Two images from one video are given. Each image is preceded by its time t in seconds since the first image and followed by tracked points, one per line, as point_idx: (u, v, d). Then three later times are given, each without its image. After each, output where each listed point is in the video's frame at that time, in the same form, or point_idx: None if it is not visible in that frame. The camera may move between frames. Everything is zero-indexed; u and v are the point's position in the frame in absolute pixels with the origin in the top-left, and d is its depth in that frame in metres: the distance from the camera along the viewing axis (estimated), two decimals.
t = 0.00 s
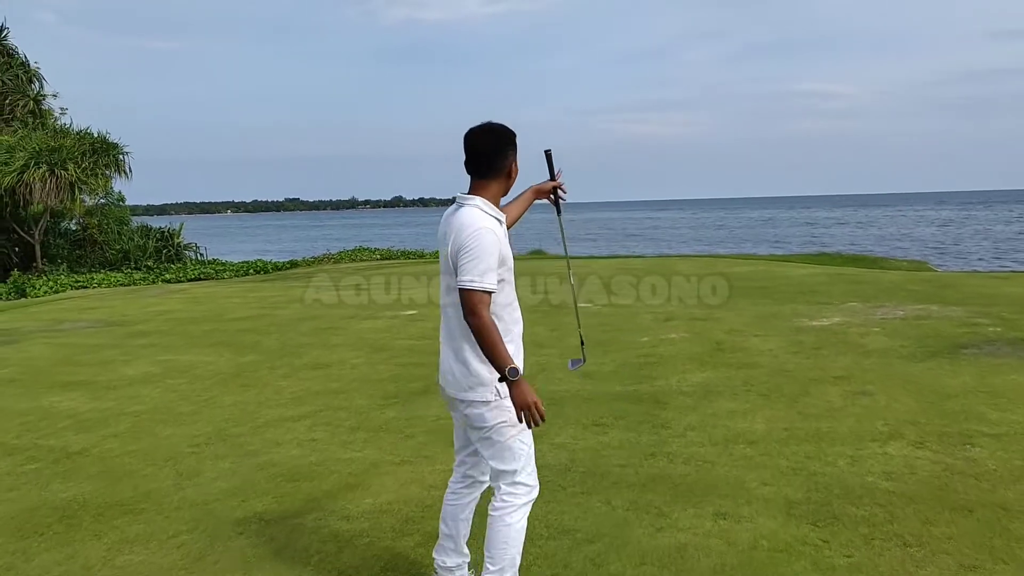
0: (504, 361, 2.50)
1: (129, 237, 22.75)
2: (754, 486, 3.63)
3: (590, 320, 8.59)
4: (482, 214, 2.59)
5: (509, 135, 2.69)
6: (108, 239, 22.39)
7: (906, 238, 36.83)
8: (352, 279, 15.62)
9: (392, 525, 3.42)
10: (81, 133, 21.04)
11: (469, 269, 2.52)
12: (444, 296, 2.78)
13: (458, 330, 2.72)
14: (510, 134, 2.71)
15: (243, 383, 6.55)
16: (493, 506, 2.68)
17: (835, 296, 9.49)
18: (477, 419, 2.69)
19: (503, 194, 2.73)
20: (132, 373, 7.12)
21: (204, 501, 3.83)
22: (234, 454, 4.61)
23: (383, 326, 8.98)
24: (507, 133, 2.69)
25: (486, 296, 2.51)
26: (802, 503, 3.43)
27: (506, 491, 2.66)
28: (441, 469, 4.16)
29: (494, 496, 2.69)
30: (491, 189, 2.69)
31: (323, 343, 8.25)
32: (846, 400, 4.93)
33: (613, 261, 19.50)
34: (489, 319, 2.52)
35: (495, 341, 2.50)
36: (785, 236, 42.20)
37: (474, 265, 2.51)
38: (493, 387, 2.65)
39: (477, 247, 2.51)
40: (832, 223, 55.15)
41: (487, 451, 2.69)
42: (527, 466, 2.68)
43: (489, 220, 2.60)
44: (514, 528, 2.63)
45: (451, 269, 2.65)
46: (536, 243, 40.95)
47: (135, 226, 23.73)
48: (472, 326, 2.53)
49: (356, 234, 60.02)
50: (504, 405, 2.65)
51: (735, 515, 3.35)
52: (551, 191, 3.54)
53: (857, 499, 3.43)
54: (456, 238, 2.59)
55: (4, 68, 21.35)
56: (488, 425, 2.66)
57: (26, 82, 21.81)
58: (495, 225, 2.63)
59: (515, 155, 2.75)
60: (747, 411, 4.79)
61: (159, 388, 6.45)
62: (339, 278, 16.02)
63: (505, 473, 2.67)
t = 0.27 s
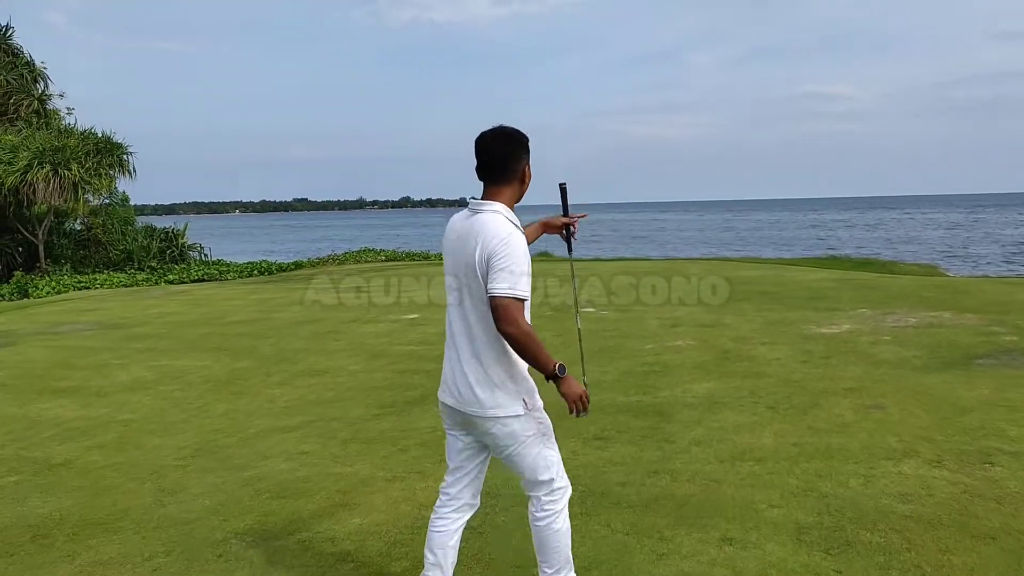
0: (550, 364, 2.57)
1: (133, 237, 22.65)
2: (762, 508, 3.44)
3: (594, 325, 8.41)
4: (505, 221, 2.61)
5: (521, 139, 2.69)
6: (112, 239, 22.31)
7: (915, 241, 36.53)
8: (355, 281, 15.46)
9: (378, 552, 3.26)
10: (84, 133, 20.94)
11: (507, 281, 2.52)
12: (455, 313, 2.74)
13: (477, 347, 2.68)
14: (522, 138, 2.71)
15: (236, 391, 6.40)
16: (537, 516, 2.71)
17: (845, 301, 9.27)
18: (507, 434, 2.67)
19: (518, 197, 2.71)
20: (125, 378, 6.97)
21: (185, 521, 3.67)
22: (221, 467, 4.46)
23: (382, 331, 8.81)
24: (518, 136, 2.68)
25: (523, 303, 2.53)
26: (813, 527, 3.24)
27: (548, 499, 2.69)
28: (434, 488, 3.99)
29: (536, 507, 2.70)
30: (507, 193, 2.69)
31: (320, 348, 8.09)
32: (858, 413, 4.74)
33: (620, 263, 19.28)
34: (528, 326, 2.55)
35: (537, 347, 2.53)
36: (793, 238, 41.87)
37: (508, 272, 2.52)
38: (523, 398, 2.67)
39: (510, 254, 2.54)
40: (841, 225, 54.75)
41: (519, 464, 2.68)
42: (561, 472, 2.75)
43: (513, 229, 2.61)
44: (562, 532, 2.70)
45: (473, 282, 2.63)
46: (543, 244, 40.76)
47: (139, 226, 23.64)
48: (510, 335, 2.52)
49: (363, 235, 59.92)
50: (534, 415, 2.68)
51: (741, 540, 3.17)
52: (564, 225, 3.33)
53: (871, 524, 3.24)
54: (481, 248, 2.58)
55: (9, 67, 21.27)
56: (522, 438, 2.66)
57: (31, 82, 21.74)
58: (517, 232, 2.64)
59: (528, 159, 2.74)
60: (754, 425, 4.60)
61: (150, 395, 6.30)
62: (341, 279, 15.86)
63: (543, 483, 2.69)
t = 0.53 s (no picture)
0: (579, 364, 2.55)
1: (111, 240, 22.28)
2: (748, 526, 3.27)
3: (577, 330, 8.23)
4: (529, 231, 2.47)
5: (545, 141, 2.53)
6: (90, 242, 21.94)
7: (900, 243, 36.62)
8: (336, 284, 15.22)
9: None
10: (61, 135, 20.59)
11: (544, 298, 2.42)
12: (473, 329, 2.59)
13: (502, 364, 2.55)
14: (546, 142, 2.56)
15: (205, 400, 6.17)
16: (555, 534, 2.60)
17: (831, 305, 9.13)
18: (532, 451, 2.54)
19: (541, 202, 2.58)
20: (90, 387, 6.73)
21: (138, 544, 3.46)
22: (182, 483, 4.24)
23: (360, 336, 8.60)
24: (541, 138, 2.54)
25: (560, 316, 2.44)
26: (802, 547, 3.07)
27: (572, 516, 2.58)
28: (404, 505, 3.79)
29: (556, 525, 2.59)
30: (530, 198, 2.55)
31: (295, 355, 7.87)
32: (847, 423, 4.58)
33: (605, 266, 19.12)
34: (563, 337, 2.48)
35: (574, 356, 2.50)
36: (778, 240, 41.93)
37: (545, 287, 2.41)
38: (549, 413, 2.54)
39: (543, 268, 2.42)
40: (826, 228, 54.92)
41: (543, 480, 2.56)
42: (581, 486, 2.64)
43: (537, 238, 2.48)
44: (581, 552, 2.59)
45: (499, 298, 2.49)
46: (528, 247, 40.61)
47: (118, 230, 23.26)
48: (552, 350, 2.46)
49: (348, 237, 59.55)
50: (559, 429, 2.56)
51: (727, 562, 2.99)
52: (580, 286, 2.93)
53: (862, 543, 3.07)
54: (509, 264, 2.45)
55: None
56: (548, 454, 2.53)
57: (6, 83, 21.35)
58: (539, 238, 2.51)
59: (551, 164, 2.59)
60: (739, 435, 4.43)
61: (114, 405, 6.07)
62: (322, 283, 15.61)
63: (564, 500, 2.58)
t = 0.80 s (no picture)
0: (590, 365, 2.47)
1: (64, 239, 21.61)
2: (721, 539, 3.10)
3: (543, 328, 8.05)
4: (544, 218, 2.36)
5: (560, 123, 2.40)
6: (42, 241, 21.25)
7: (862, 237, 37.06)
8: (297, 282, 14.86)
9: None
10: (10, 130, 19.89)
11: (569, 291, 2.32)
12: (488, 326, 2.47)
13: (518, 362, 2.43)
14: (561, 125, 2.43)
15: (153, 407, 5.87)
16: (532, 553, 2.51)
17: (799, 300, 9.06)
18: (532, 456, 2.44)
19: (556, 187, 2.46)
20: (31, 394, 6.38)
21: (68, 570, 3.20)
22: (122, 499, 3.98)
23: (320, 337, 8.32)
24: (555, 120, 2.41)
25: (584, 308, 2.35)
26: (779, 560, 2.91)
27: (550, 541, 2.48)
28: (359, 520, 3.57)
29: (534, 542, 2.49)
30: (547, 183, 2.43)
31: (251, 357, 7.57)
32: (819, 424, 4.45)
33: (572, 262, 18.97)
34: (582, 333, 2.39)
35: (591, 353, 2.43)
36: (743, 235, 42.23)
37: (567, 278, 2.31)
38: (559, 422, 2.42)
39: (565, 258, 2.31)
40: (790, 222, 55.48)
41: (535, 490, 2.47)
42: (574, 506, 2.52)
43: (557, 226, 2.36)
44: None
45: (517, 293, 2.37)
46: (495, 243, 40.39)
47: (72, 227, 22.57)
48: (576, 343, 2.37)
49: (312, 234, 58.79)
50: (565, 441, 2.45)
51: None
52: (586, 295, 2.56)
53: (841, 556, 2.92)
54: (527, 255, 2.32)
55: None
56: (547, 465, 2.42)
57: None
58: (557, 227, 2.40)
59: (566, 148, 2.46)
60: (711, 439, 4.28)
61: (56, 414, 5.75)
62: (284, 281, 15.24)
63: (549, 518, 2.48)
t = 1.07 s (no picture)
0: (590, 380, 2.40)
1: (11, 239, 20.91)
2: (683, 551, 2.98)
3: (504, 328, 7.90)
4: (545, 220, 2.35)
5: (562, 124, 2.39)
6: None
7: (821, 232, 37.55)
8: (254, 282, 14.52)
9: None
10: None
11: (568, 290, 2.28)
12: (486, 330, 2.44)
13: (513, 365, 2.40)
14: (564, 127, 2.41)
15: (94, 417, 5.60)
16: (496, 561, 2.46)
17: (760, 298, 9.04)
18: (515, 463, 2.41)
19: (558, 190, 2.44)
20: None
21: None
22: (52, 518, 3.74)
23: (274, 340, 8.08)
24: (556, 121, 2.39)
25: (584, 313, 2.30)
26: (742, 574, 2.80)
27: (513, 558, 2.42)
28: (305, 537, 3.38)
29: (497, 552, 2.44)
30: (550, 185, 2.42)
31: (202, 362, 7.31)
32: (781, 426, 4.37)
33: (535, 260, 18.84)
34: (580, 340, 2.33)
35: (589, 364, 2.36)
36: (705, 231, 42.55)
37: (565, 279, 2.28)
38: (548, 434, 2.39)
39: (563, 258, 2.29)
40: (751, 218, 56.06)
41: (510, 500, 2.43)
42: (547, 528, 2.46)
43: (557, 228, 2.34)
44: None
45: (516, 294, 2.34)
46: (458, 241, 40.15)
47: (19, 227, 21.85)
48: (573, 349, 2.31)
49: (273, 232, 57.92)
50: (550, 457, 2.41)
51: None
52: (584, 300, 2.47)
53: (805, 567, 2.82)
54: (527, 255, 2.31)
55: None
56: (528, 475, 2.39)
57: None
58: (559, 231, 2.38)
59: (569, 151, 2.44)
60: (672, 443, 4.17)
61: None
62: (240, 281, 14.88)
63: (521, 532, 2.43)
